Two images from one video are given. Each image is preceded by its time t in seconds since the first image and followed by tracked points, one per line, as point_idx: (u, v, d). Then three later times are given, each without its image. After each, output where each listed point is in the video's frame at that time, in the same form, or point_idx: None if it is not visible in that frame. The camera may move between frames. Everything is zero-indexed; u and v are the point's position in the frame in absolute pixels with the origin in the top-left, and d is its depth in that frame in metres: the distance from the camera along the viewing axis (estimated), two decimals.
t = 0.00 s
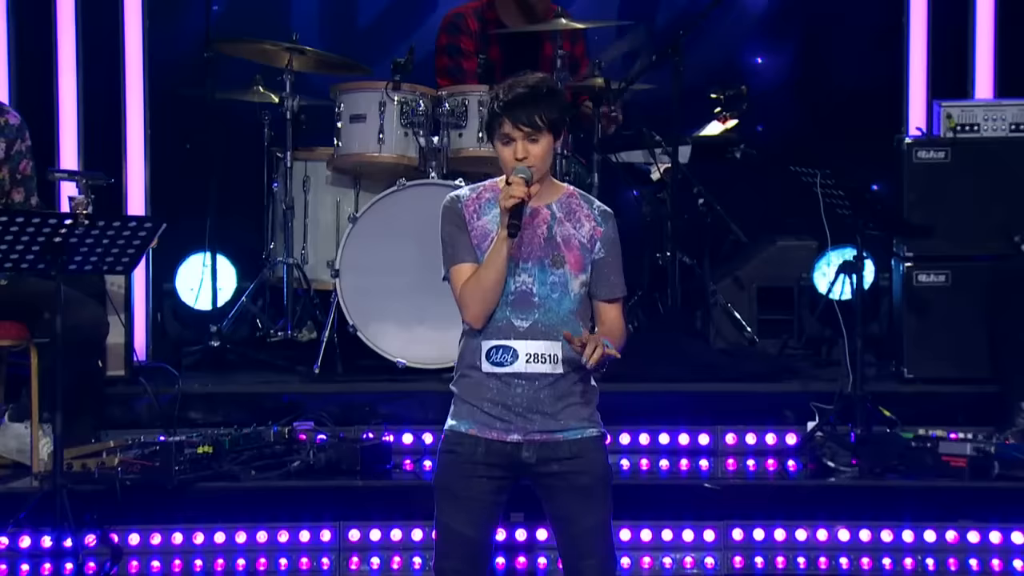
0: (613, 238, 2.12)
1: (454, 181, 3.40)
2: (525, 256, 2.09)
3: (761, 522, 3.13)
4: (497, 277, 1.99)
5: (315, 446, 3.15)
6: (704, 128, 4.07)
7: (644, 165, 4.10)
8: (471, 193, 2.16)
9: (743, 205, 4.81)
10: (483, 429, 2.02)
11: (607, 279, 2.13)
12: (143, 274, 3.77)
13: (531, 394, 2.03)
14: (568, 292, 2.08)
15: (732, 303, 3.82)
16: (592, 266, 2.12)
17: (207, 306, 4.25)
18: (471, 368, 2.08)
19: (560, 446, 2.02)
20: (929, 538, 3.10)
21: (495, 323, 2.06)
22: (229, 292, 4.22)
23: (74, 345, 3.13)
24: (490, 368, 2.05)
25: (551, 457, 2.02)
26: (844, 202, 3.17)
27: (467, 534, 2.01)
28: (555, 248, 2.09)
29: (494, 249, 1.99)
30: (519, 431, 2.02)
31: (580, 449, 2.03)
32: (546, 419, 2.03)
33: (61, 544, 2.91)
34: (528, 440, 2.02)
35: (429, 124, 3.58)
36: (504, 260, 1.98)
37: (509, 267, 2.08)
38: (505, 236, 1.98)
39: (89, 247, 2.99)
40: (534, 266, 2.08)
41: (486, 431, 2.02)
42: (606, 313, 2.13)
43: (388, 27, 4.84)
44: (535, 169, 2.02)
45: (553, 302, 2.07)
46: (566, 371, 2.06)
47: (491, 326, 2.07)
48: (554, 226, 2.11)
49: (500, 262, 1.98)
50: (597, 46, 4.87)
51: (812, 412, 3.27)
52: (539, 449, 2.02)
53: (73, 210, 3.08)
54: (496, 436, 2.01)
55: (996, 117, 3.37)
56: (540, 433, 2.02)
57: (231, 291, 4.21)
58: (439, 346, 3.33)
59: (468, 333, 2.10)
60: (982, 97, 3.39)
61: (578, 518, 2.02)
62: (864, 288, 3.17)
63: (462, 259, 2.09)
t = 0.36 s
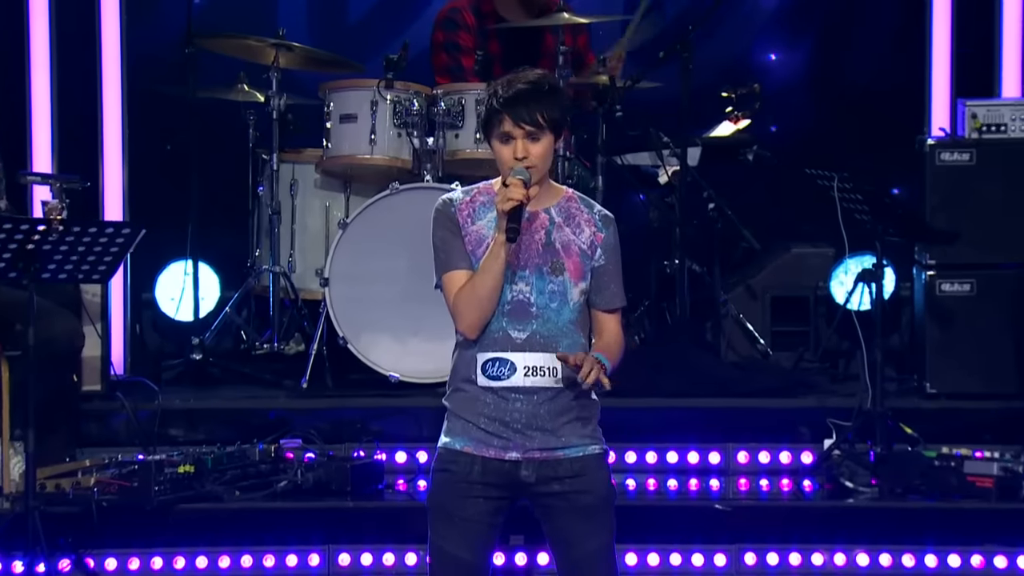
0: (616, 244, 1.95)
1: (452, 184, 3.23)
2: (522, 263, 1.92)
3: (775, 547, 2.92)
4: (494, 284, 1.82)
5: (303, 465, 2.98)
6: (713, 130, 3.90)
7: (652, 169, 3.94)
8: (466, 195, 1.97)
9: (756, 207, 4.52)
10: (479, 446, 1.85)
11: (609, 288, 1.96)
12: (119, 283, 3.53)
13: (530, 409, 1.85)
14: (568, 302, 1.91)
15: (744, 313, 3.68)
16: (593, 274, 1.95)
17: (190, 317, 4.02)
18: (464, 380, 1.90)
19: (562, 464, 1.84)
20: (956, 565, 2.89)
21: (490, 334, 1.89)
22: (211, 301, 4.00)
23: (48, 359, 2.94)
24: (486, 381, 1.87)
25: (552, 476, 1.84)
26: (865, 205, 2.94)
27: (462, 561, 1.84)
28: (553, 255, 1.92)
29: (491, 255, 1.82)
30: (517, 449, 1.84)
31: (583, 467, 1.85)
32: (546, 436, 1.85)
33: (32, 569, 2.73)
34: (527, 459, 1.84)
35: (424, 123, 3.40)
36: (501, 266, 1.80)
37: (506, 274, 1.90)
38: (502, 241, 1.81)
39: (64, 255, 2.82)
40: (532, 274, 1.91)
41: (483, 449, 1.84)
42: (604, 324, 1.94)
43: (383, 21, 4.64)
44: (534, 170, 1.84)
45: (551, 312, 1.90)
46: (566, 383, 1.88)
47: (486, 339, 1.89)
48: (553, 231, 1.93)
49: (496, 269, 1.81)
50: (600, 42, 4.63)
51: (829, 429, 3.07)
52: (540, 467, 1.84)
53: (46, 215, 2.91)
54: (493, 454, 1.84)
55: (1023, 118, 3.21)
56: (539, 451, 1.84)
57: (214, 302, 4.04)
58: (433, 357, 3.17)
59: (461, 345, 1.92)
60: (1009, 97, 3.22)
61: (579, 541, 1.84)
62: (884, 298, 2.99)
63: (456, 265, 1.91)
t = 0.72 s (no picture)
0: (623, 250, 1.76)
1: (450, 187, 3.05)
2: (520, 272, 1.72)
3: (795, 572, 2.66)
4: (491, 296, 1.63)
5: (289, 485, 2.81)
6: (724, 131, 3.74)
7: (659, 171, 3.78)
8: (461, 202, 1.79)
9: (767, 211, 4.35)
10: (478, 466, 1.66)
11: (616, 297, 1.77)
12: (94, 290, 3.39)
13: (532, 427, 1.67)
14: (571, 313, 1.72)
15: (757, 325, 3.49)
16: (597, 283, 1.75)
17: (167, 330, 3.81)
18: (460, 395, 1.71)
19: (568, 486, 1.68)
20: None
21: (488, 349, 1.70)
22: (191, 313, 3.81)
23: (17, 373, 2.76)
24: (483, 397, 1.68)
25: (555, 497, 1.67)
26: (885, 212, 2.76)
27: None
28: (554, 263, 1.73)
29: (487, 264, 1.64)
30: (518, 468, 1.66)
31: (588, 488, 1.68)
32: (549, 455, 1.67)
33: None
34: (529, 479, 1.66)
35: (418, 123, 3.25)
36: (499, 276, 1.62)
37: (504, 284, 1.71)
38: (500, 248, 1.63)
39: (34, 261, 2.64)
40: (532, 284, 1.72)
41: (482, 470, 1.66)
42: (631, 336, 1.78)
43: (370, 13, 4.26)
44: (532, 175, 1.67)
45: (554, 324, 1.71)
46: (570, 399, 1.70)
47: (483, 354, 1.70)
48: (553, 238, 1.74)
49: (494, 280, 1.63)
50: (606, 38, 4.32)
51: (847, 448, 2.92)
52: (541, 488, 1.67)
53: (16, 220, 2.73)
54: (493, 473, 1.66)
55: None
56: (542, 471, 1.66)
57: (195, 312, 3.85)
58: (430, 371, 3.02)
59: (458, 360, 1.73)
60: None
61: (584, 564, 1.67)
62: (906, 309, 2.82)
63: (452, 275, 1.72)
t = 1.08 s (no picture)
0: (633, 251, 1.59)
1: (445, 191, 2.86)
2: (520, 277, 1.57)
3: None
4: (487, 307, 1.48)
5: (275, 506, 2.63)
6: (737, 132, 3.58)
7: (668, 173, 3.60)
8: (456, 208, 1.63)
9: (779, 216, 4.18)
10: (471, 487, 1.49)
11: (626, 302, 1.59)
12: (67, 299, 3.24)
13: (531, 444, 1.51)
14: (575, 322, 1.55)
15: (773, 337, 3.33)
16: (606, 290, 1.59)
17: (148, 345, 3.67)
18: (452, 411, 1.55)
19: (569, 505, 1.49)
20: None
21: (485, 360, 1.54)
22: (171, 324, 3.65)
23: None
24: (478, 411, 1.52)
25: (555, 519, 1.49)
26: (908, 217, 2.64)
27: None
28: (557, 268, 1.57)
29: (483, 273, 1.48)
30: (515, 489, 1.49)
31: (590, 506, 1.50)
32: (548, 472, 1.50)
33: None
34: (527, 501, 1.49)
35: (411, 122, 3.07)
36: (496, 285, 1.47)
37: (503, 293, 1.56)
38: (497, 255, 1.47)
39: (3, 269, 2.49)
40: (532, 292, 1.56)
41: (475, 491, 1.49)
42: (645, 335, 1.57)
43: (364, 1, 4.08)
44: (534, 183, 1.51)
45: (557, 333, 1.55)
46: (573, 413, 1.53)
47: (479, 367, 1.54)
48: (556, 242, 1.58)
49: (490, 290, 1.48)
50: (612, 32, 4.16)
51: (868, 467, 2.74)
52: (541, 509, 1.49)
53: None
54: (488, 495, 1.49)
55: None
56: (542, 490, 1.49)
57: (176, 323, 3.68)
58: (422, 386, 2.84)
59: (450, 375, 1.57)
60: None
61: None
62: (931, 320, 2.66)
63: (445, 286, 1.56)
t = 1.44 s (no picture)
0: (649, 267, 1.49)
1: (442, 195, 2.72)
2: (541, 287, 1.43)
3: None
4: (510, 322, 1.33)
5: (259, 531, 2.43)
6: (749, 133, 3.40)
7: (676, 177, 3.41)
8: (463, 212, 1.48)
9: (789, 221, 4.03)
10: (485, 512, 1.38)
11: (630, 321, 1.49)
12: (37, 310, 3.24)
13: (549, 467, 1.38)
14: (596, 338, 1.43)
15: (787, 351, 3.19)
16: (619, 306, 1.48)
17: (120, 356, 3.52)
18: (462, 426, 1.42)
19: (586, 531, 1.38)
20: None
21: (503, 377, 1.40)
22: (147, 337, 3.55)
23: None
24: (493, 429, 1.39)
25: (573, 545, 1.38)
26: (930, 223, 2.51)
27: None
28: (577, 279, 1.44)
29: (506, 286, 1.33)
30: (531, 513, 1.38)
31: (609, 531, 1.39)
32: (567, 494, 1.39)
33: None
34: (544, 526, 1.38)
35: (402, 122, 2.93)
36: (519, 299, 1.32)
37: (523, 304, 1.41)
38: (525, 266, 1.32)
39: None
40: (549, 304, 1.42)
41: (489, 516, 1.37)
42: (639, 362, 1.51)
43: None
44: (555, 189, 1.39)
45: (578, 349, 1.42)
46: (592, 434, 1.41)
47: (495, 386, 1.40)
48: (575, 252, 1.46)
49: (513, 304, 1.32)
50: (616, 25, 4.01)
51: (889, 489, 2.59)
52: (558, 535, 1.38)
53: None
54: (502, 521, 1.37)
55: None
56: (560, 515, 1.38)
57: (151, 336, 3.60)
58: (414, 403, 2.71)
59: (459, 390, 1.43)
60: None
61: None
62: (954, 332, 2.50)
63: (460, 300, 1.41)
